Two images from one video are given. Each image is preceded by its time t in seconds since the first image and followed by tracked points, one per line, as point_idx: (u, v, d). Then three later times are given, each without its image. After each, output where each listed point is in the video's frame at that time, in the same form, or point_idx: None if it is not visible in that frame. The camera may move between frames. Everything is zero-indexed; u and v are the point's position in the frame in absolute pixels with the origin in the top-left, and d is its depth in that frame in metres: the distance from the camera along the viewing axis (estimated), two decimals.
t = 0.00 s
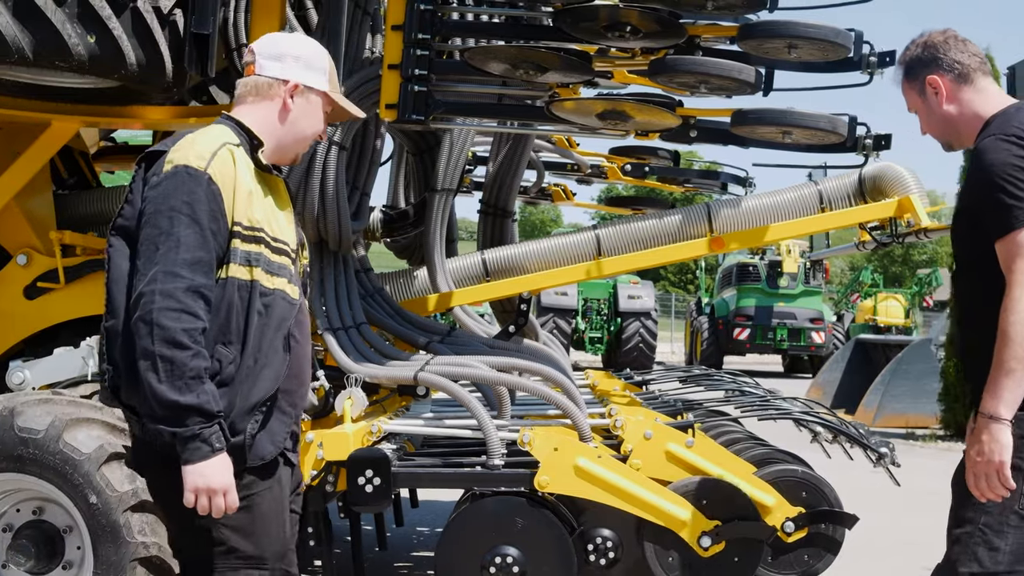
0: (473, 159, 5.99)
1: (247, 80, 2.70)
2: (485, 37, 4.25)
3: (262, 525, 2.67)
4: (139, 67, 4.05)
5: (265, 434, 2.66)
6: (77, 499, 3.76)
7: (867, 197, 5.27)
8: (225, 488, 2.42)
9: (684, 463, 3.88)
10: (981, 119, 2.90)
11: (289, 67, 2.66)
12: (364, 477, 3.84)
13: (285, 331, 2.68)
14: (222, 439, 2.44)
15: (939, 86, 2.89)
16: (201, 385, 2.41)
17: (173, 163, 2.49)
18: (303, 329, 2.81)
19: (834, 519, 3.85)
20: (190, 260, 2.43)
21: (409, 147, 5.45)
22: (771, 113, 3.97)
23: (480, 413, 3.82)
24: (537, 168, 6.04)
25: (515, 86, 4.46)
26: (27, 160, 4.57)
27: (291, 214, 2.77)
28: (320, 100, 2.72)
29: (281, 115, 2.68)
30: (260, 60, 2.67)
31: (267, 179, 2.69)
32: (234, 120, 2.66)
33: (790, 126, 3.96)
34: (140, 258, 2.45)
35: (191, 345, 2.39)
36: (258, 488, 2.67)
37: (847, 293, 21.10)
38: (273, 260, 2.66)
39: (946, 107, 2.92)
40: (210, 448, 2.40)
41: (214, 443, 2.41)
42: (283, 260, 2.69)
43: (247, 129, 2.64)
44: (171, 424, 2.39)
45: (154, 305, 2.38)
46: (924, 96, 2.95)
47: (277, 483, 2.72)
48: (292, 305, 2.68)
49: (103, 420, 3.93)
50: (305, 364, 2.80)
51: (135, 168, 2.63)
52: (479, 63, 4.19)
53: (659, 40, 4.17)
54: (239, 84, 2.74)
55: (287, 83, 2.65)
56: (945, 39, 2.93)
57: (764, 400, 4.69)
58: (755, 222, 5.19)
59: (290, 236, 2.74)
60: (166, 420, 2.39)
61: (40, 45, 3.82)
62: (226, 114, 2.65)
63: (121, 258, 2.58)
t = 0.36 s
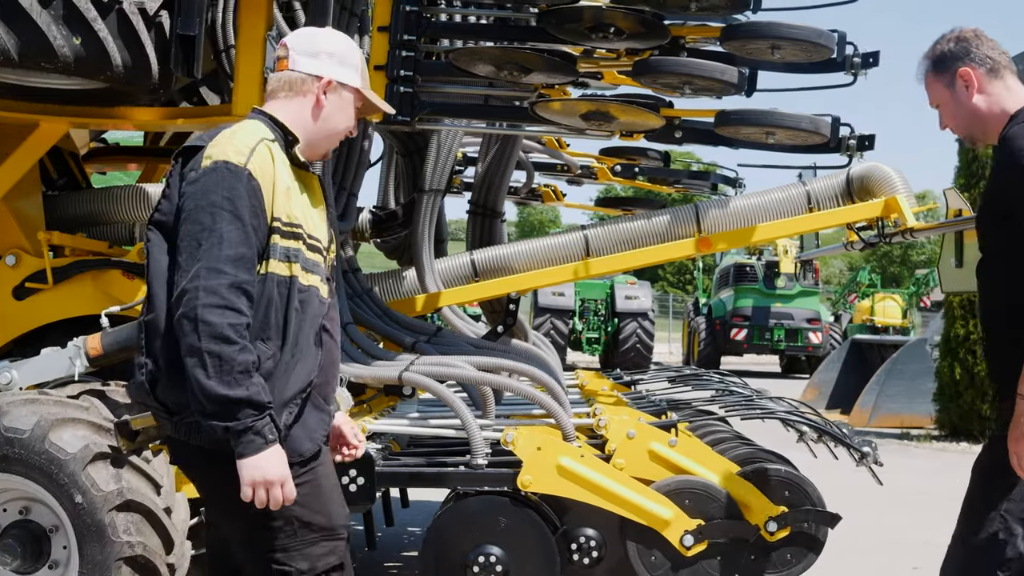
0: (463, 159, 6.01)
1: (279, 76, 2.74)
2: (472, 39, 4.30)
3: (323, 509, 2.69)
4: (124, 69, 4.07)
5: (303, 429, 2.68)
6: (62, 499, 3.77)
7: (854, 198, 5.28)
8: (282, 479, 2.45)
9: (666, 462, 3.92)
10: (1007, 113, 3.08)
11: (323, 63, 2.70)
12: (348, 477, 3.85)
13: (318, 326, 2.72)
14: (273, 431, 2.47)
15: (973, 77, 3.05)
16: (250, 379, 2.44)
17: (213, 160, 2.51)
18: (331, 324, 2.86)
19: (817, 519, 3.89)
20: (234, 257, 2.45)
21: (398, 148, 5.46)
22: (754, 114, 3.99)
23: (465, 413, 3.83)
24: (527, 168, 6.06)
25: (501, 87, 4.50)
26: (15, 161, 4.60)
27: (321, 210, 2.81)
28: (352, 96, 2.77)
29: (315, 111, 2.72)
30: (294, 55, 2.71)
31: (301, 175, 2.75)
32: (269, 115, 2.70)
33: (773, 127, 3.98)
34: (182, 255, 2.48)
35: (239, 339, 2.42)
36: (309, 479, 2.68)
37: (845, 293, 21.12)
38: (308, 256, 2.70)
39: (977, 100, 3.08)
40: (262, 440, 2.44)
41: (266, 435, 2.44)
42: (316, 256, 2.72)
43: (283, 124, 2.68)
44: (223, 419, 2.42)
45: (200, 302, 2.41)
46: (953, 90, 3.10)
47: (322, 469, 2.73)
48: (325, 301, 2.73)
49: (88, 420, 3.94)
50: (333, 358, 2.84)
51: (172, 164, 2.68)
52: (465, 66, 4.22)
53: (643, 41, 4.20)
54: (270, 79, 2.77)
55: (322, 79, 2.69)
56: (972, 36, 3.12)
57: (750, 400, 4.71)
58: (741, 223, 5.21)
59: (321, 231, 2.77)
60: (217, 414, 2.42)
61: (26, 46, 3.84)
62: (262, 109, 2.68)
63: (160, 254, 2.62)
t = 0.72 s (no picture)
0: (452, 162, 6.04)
1: (316, 84, 2.78)
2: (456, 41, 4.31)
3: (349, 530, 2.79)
4: (109, 73, 4.10)
5: (342, 449, 2.75)
6: (46, 501, 3.79)
7: (840, 200, 5.30)
8: (323, 506, 2.51)
9: (646, 464, 3.93)
10: None
11: (361, 69, 2.76)
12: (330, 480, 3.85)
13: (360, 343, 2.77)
14: (318, 456, 2.53)
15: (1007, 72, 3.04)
16: (298, 401, 2.50)
17: (263, 175, 2.56)
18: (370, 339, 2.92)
19: (797, 519, 3.96)
20: (285, 276, 2.51)
21: (385, 152, 5.48)
22: (735, 118, 4.01)
23: (446, 415, 3.85)
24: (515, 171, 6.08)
25: (487, 90, 4.54)
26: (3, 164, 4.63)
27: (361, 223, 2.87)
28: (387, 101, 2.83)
29: (354, 117, 2.78)
30: (330, 63, 2.76)
31: (346, 189, 2.82)
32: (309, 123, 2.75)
33: (755, 130, 4.00)
34: (232, 272, 2.53)
35: (290, 361, 2.48)
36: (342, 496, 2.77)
37: (842, 296, 21.12)
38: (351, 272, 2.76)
39: (1007, 96, 3.07)
40: (307, 465, 2.49)
41: (312, 460, 2.50)
42: (358, 271, 2.78)
43: (325, 131, 2.73)
44: (271, 441, 2.48)
45: (252, 321, 2.47)
46: (985, 85, 3.09)
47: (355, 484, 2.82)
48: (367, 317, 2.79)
49: (72, 422, 3.96)
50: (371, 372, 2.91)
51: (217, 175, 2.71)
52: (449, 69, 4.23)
53: (625, 45, 4.24)
54: (305, 83, 2.81)
55: (361, 86, 2.75)
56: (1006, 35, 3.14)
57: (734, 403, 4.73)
58: (727, 225, 5.23)
59: (362, 244, 2.83)
60: (265, 436, 2.48)
61: (10, 51, 3.86)
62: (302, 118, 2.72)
63: (206, 269, 2.69)
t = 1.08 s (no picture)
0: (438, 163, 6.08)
1: (356, 91, 2.83)
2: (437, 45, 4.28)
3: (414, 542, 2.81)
4: (91, 75, 4.13)
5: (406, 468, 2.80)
6: (27, 500, 3.81)
7: (823, 202, 5.33)
8: (375, 538, 2.56)
9: (623, 463, 3.96)
10: None
11: (400, 74, 2.80)
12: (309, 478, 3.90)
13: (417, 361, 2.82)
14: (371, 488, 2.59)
15: None
16: (355, 432, 2.55)
17: (316, 195, 2.61)
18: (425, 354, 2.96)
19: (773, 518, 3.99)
20: (344, 301, 2.56)
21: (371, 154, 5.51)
22: (712, 120, 4.04)
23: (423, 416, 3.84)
24: (501, 172, 6.11)
25: (468, 92, 4.56)
26: None
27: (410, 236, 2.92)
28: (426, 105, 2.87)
29: (394, 124, 2.83)
30: (369, 69, 2.81)
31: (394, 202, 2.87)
32: (350, 130, 2.80)
33: (732, 132, 4.03)
34: (290, 297, 2.58)
35: (348, 391, 2.54)
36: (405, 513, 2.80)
37: (839, 297, 21.16)
38: (405, 289, 2.81)
39: None
40: (361, 496, 2.55)
41: (365, 491, 2.56)
42: (411, 287, 2.83)
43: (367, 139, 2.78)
44: (327, 472, 2.54)
45: (311, 349, 2.52)
46: (1010, 83, 3.08)
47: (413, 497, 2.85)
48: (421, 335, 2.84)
49: (54, 422, 3.98)
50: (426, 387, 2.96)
51: (268, 194, 2.74)
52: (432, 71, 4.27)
53: (603, 46, 4.28)
54: (342, 93, 2.86)
55: (400, 92, 2.79)
56: None
57: (714, 402, 4.76)
58: (709, 225, 5.26)
59: (412, 258, 2.89)
60: (321, 467, 2.54)
61: None
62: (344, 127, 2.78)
63: (259, 291, 2.70)
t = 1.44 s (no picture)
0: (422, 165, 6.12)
1: (397, 79, 2.78)
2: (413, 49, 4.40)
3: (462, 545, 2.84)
4: (70, 78, 4.17)
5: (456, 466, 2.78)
6: (5, 499, 3.84)
7: (804, 204, 5.37)
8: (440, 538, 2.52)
9: (596, 462, 4.03)
10: None
11: (439, 59, 2.75)
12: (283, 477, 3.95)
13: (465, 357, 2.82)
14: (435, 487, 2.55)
15: None
16: (421, 428, 2.52)
17: (376, 187, 2.57)
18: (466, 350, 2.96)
19: (745, 517, 4.06)
20: (409, 295, 2.54)
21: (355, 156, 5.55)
22: (686, 122, 4.07)
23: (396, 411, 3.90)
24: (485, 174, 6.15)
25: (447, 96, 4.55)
26: None
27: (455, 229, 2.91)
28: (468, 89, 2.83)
29: (437, 110, 2.78)
30: (409, 55, 2.76)
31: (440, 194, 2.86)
32: (394, 120, 2.76)
33: (706, 134, 4.06)
34: (352, 291, 2.54)
35: (416, 386, 2.51)
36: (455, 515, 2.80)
37: (835, 299, 21.19)
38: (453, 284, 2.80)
39: None
40: (428, 494, 2.52)
41: (432, 490, 2.53)
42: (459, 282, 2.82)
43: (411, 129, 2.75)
44: (395, 469, 2.50)
45: (380, 344, 2.49)
46: None
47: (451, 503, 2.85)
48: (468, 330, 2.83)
49: (33, 421, 4.01)
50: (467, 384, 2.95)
51: (318, 185, 2.68)
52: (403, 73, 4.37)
53: (577, 49, 4.36)
54: (382, 80, 2.81)
55: (442, 77, 2.74)
56: None
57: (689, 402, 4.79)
58: (688, 227, 5.29)
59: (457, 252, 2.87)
60: (388, 464, 2.50)
61: None
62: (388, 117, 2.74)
63: (312, 283, 2.65)
